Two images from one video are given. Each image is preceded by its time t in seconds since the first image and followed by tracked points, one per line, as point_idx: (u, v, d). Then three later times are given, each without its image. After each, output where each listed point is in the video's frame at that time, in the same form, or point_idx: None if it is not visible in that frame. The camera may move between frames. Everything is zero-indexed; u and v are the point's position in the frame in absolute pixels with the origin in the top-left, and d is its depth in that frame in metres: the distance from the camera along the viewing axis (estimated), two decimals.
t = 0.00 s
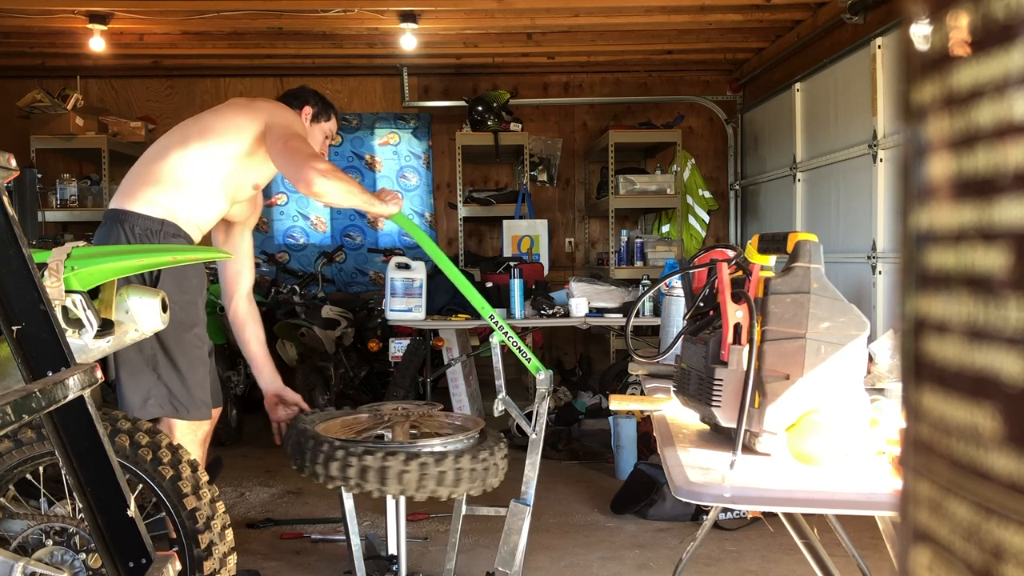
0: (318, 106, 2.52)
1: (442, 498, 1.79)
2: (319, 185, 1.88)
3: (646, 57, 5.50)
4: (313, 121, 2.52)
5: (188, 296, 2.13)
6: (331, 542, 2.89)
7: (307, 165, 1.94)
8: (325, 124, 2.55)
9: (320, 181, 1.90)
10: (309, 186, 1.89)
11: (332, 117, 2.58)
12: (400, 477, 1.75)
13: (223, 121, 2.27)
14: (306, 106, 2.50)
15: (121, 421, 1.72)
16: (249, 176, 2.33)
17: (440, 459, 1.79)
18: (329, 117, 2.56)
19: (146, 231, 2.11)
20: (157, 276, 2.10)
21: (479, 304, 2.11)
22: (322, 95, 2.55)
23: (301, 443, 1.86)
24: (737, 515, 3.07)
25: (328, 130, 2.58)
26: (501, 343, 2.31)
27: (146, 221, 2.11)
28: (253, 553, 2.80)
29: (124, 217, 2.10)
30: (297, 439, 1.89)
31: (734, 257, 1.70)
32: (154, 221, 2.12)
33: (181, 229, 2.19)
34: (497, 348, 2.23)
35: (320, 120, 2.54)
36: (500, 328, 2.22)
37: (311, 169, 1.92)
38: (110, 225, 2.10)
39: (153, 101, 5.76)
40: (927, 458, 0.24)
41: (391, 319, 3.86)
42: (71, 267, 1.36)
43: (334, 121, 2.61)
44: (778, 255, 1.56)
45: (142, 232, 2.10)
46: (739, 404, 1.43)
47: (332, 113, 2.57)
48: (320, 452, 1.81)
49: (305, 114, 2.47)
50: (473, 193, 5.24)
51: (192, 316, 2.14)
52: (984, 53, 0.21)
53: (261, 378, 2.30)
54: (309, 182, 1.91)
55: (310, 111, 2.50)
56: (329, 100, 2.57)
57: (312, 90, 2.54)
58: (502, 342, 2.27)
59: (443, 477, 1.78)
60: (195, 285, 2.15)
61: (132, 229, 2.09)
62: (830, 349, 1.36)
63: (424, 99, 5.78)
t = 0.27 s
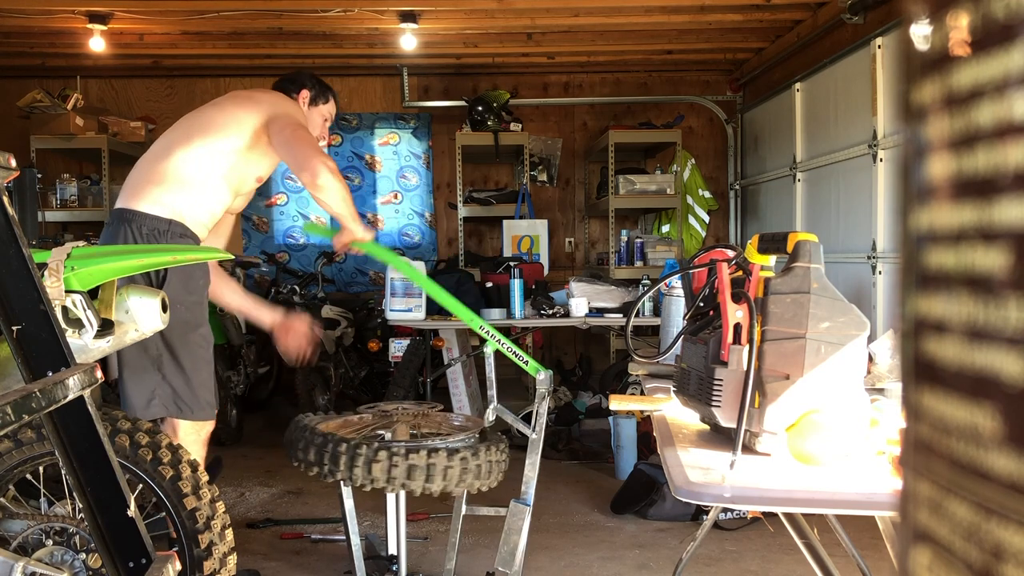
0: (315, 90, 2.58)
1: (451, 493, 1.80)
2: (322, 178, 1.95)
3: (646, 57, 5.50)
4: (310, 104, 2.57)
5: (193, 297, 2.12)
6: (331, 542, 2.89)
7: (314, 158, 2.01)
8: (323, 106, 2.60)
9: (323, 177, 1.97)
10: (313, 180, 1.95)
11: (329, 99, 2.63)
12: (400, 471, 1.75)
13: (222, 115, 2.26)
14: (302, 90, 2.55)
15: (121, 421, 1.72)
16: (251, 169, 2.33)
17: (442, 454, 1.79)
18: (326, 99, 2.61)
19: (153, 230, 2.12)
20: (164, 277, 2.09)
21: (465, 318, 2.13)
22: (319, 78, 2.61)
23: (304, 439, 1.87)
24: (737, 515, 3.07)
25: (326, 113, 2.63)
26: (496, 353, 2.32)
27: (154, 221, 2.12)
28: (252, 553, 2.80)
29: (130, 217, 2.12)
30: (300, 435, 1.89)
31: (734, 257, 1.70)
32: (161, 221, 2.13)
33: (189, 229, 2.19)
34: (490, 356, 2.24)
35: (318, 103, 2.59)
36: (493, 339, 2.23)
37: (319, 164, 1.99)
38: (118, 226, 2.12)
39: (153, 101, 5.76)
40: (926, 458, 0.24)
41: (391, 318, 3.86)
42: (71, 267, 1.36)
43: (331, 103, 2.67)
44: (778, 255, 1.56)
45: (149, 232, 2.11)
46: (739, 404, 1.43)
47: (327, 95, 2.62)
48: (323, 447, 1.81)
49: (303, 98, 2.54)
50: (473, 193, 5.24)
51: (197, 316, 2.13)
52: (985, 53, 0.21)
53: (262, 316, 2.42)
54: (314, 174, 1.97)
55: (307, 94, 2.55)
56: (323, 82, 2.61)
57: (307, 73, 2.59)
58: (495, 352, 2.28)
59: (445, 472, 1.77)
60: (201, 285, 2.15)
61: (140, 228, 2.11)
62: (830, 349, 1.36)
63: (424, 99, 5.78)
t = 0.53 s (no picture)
0: (313, 76, 2.64)
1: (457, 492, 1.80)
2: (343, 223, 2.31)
3: (646, 57, 5.49)
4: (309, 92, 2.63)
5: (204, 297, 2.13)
6: (331, 542, 2.89)
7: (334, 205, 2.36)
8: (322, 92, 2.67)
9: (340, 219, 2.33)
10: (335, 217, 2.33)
11: (327, 85, 2.69)
12: (405, 471, 1.75)
13: (229, 119, 2.29)
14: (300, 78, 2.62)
15: (121, 421, 1.73)
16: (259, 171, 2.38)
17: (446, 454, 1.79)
18: (325, 85, 2.68)
19: (168, 231, 2.11)
20: (178, 276, 2.10)
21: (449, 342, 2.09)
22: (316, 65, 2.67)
23: (307, 439, 1.87)
24: (737, 515, 3.07)
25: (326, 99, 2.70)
26: (490, 371, 2.31)
27: (168, 221, 2.11)
28: (252, 553, 2.80)
29: (143, 215, 2.09)
30: (303, 436, 1.89)
31: (734, 256, 1.70)
32: (175, 221, 2.12)
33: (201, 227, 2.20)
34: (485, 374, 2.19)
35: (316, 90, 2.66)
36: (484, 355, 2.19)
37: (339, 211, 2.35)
38: (129, 224, 2.08)
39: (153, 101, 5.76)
40: (928, 458, 0.24)
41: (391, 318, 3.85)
42: (71, 268, 1.36)
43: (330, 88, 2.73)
44: (778, 255, 1.56)
45: (164, 232, 2.10)
46: (739, 404, 1.43)
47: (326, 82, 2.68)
48: (326, 447, 1.82)
49: (301, 85, 2.59)
50: (473, 193, 5.25)
51: (207, 317, 2.14)
52: (985, 53, 0.21)
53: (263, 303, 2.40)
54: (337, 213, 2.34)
55: (305, 81, 2.61)
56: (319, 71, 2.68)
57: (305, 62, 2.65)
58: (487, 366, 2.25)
59: (448, 472, 1.77)
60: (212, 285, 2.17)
61: (154, 228, 2.09)
62: (830, 349, 1.36)
63: (424, 99, 5.78)
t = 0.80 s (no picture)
0: (321, 90, 2.66)
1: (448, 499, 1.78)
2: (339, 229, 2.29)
3: (646, 57, 5.49)
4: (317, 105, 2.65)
5: (216, 298, 2.15)
6: (331, 542, 2.89)
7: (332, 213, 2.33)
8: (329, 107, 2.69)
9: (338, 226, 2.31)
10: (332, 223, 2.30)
11: (334, 100, 2.71)
12: (400, 474, 1.75)
13: (243, 124, 2.30)
14: (308, 91, 2.64)
15: (121, 421, 1.73)
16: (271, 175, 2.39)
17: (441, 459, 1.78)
18: (332, 100, 2.70)
19: (185, 230, 2.09)
20: (195, 276, 2.11)
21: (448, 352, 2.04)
22: (325, 79, 2.69)
23: (305, 438, 1.88)
24: (737, 515, 3.07)
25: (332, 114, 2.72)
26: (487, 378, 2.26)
27: (185, 220, 2.10)
28: (252, 553, 2.80)
29: (160, 214, 2.07)
30: (301, 434, 1.90)
31: (733, 257, 1.70)
32: (192, 221, 2.11)
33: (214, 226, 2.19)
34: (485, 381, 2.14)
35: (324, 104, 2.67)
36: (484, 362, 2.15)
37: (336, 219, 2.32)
38: (145, 221, 2.05)
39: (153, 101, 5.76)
40: (926, 457, 0.24)
41: (392, 318, 3.85)
42: (71, 267, 1.36)
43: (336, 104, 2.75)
44: (777, 255, 1.56)
45: (181, 231, 2.09)
46: (739, 404, 1.43)
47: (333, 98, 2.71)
48: (323, 446, 1.82)
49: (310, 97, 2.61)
50: (473, 193, 5.25)
51: (219, 317, 2.16)
52: (984, 52, 0.21)
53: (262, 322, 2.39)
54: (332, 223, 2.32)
55: (314, 95, 2.64)
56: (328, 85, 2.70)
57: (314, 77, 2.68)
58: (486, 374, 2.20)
59: (443, 478, 1.76)
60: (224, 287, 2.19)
61: (171, 226, 2.08)
62: (830, 349, 1.36)
63: (424, 99, 5.78)
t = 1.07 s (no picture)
0: (337, 110, 2.68)
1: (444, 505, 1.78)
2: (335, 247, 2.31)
3: (646, 57, 5.49)
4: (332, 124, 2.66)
5: (232, 297, 2.16)
6: (331, 542, 2.89)
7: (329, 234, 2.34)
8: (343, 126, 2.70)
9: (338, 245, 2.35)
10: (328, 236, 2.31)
11: (348, 121, 2.72)
12: (397, 478, 1.74)
13: (260, 131, 2.31)
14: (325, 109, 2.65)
15: (121, 421, 1.73)
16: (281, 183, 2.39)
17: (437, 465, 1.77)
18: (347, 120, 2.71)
19: (202, 229, 2.09)
20: (214, 274, 2.12)
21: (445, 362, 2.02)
22: (342, 100, 2.71)
23: (305, 438, 1.88)
24: (738, 515, 3.07)
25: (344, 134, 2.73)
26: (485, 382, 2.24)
27: (202, 220, 2.10)
28: (252, 553, 2.80)
29: (178, 213, 2.06)
30: (301, 434, 1.90)
31: (734, 257, 1.70)
32: (209, 221, 2.11)
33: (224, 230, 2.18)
34: (483, 388, 2.12)
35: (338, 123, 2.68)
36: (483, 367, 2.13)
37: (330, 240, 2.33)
38: (162, 219, 2.04)
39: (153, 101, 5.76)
40: (926, 457, 0.24)
41: (392, 318, 3.85)
42: (71, 267, 1.35)
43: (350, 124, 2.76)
44: (778, 255, 1.56)
45: (199, 229, 2.08)
46: (739, 404, 1.43)
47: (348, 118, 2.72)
48: (322, 447, 1.83)
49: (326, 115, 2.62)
50: (473, 193, 5.25)
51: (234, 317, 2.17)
52: (984, 52, 0.21)
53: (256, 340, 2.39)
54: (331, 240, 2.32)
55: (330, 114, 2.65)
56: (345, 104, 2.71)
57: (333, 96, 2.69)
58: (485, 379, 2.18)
59: (439, 484, 1.75)
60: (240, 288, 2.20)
61: (190, 226, 2.07)
62: (830, 349, 1.36)
63: (424, 99, 5.78)
